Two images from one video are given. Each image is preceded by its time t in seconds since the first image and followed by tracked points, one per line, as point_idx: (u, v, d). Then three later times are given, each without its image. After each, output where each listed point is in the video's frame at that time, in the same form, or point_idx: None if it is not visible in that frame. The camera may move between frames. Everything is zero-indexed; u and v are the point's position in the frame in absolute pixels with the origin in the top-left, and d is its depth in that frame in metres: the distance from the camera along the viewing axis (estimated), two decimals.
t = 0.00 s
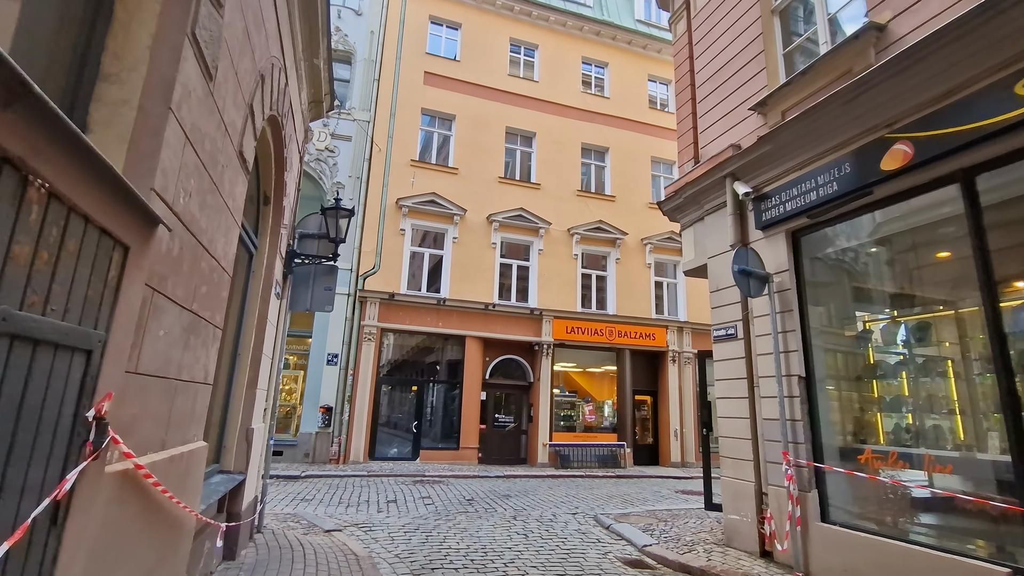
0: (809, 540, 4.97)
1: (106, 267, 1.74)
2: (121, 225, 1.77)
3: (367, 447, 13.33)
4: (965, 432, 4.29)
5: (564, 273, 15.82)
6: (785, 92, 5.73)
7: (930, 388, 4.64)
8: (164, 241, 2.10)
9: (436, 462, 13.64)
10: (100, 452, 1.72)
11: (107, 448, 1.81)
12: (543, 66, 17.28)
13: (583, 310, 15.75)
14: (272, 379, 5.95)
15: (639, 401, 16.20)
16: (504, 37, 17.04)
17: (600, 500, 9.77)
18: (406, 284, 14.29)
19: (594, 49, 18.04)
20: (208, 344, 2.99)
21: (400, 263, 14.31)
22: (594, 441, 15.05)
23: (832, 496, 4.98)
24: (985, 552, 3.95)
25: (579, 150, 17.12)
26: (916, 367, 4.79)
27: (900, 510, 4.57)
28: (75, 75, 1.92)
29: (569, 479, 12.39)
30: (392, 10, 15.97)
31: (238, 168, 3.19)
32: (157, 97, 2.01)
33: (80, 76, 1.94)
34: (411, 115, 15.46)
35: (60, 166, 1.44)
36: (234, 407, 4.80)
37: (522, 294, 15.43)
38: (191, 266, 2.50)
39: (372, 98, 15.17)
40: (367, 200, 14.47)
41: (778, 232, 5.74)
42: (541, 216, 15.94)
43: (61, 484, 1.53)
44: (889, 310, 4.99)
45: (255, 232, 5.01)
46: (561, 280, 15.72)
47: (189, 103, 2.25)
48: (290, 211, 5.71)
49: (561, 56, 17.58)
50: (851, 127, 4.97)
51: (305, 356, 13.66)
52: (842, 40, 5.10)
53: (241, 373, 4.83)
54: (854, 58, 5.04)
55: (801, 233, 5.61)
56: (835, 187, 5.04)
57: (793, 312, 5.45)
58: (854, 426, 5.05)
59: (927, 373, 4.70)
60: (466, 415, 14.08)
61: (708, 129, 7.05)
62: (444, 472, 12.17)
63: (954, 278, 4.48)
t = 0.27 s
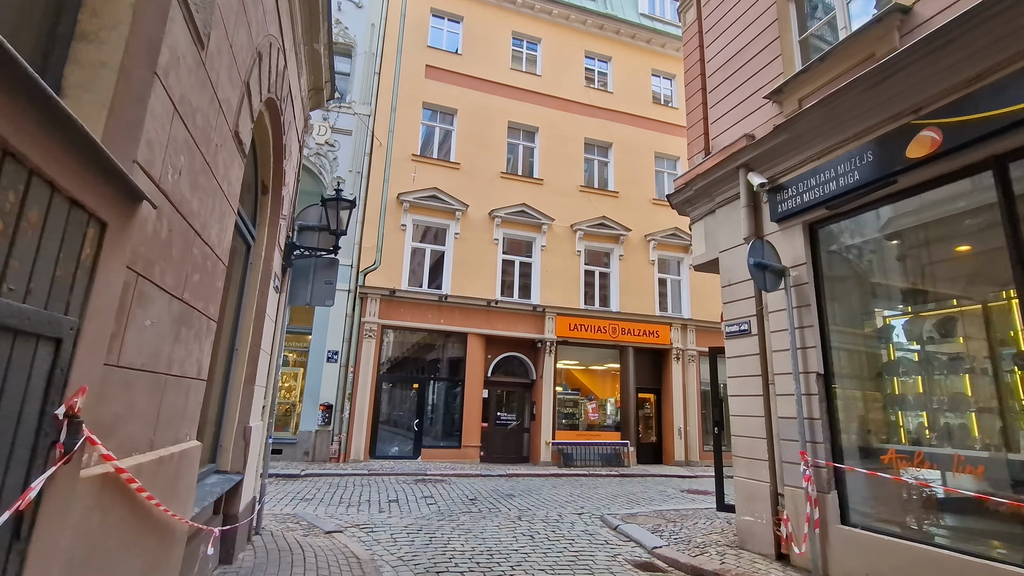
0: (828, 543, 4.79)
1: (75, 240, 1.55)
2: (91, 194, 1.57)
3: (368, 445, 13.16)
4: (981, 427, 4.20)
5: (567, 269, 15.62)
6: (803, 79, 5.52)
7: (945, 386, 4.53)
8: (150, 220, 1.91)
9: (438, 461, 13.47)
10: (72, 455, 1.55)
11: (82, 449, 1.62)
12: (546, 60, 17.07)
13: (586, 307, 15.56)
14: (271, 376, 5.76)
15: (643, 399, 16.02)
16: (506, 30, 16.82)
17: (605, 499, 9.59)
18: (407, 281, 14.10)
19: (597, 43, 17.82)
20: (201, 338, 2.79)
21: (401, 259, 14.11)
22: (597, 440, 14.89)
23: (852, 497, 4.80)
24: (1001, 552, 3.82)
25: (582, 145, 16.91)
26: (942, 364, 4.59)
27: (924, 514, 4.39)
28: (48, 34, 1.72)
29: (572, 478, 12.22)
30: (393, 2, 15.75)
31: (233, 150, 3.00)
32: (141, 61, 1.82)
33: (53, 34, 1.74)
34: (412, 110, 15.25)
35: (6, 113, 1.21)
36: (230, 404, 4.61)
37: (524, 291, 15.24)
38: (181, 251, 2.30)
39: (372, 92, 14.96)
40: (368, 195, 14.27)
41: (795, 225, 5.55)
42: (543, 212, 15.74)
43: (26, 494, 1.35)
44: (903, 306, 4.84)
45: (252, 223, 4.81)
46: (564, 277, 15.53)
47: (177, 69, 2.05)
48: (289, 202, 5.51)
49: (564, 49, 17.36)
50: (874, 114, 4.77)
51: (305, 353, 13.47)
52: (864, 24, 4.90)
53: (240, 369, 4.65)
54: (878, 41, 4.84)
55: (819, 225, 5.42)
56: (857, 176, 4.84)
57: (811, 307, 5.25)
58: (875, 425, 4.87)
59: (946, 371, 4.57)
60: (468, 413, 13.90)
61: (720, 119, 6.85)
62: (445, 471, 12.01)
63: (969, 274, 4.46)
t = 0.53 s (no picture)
0: (852, 549, 4.60)
1: (45, 217, 1.34)
2: (64, 164, 1.35)
3: (369, 445, 12.96)
4: (997, 424, 4.13)
5: (570, 267, 15.42)
6: (823, 68, 5.33)
7: (964, 385, 4.42)
8: (140, 201, 1.72)
9: (440, 461, 13.28)
10: (49, 469, 1.36)
11: (59, 461, 1.42)
12: (549, 55, 16.85)
13: (590, 305, 15.37)
14: (271, 375, 5.56)
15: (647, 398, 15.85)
16: (509, 25, 16.60)
17: (612, 501, 9.41)
18: (409, 278, 13.90)
19: (600, 38, 17.61)
20: (197, 336, 2.59)
21: (403, 257, 13.91)
22: (601, 439, 14.71)
23: (878, 501, 4.60)
24: None
25: (586, 141, 16.70)
26: (973, 365, 4.40)
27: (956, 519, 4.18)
28: None
29: (576, 478, 12.05)
30: None
31: (232, 134, 2.80)
32: (129, 21, 1.62)
33: None
34: (413, 105, 15.03)
35: None
36: (229, 405, 4.40)
37: (527, 289, 15.04)
38: (176, 240, 2.10)
39: (373, 87, 14.74)
40: (369, 192, 14.05)
41: (815, 220, 5.36)
42: (546, 208, 15.54)
43: None
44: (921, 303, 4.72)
45: (251, 216, 4.61)
46: (567, 275, 15.33)
47: (169, 37, 1.85)
48: (290, 195, 5.31)
49: (567, 45, 17.15)
50: (901, 102, 4.58)
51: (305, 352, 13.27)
52: (890, 9, 4.70)
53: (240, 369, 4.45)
54: (905, 27, 4.64)
55: (840, 219, 5.23)
56: (883, 167, 4.65)
57: (833, 304, 5.06)
58: (902, 427, 4.68)
59: (968, 371, 4.43)
60: (470, 412, 13.71)
61: (733, 111, 6.66)
62: (448, 471, 11.82)
63: (985, 270, 4.45)
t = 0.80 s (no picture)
0: (876, 556, 4.41)
1: None
2: (23, 129, 1.16)
3: (370, 445, 12.77)
4: (1016, 427, 3.97)
5: (573, 264, 15.23)
6: (844, 56, 5.13)
7: (979, 386, 4.28)
8: (119, 180, 1.52)
9: (441, 461, 13.09)
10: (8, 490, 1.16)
11: (19, 479, 1.23)
12: (551, 50, 16.63)
13: (593, 303, 15.18)
14: (270, 375, 5.36)
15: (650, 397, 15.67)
16: (511, 19, 16.38)
17: (618, 502, 9.23)
18: (410, 276, 13.70)
19: (603, 33, 17.39)
20: (189, 333, 2.39)
21: (404, 254, 13.70)
22: (604, 439, 14.53)
23: (902, 507, 4.41)
24: None
25: (589, 137, 16.49)
26: (1000, 364, 4.18)
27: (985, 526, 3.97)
28: None
29: (580, 479, 11.87)
30: None
31: (228, 116, 2.60)
32: None
33: None
34: (414, 100, 14.80)
35: None
36: (225, 406, 4.20)
37: (530, 287, 14.85)
38: (164, 227, 1.91)
39: (374, 81, 14.52)
40: (369, 188, 13.84)
41: (834, 214, 5.17)
42: (549, 205, 15.33)
43: None
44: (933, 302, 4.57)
45: (249, 209, 4.41)
46: (570, 272, 15.13)
47: None
48: (290, 187, 5.11)
49: (570, 39, 16.93)
50: (929, 91, 4.39)
51: (304, 351, 13.07)
52: None
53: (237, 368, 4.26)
54: (933, 11, 4.45)
55: (861, 214, 5.04)
56: (909, 159, 4.45)
57: (854, 302, 4.87)
58: (925, 428, 4.49)
59: (980, 369, 4.31)
60: (472, 412, 13.52)
61: (746, 103, 6.45)
62: (450, 472, 11.63)
63: (1001, 267, 4.25)
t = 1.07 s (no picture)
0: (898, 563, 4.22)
1: None
2: None
3: (367, 444, 12.55)
4: None
5: (574, 262, 15.02)
6: (863, 42, 4.93)
7: (992, 385, 4.14)
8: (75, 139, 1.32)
9: (441, 462, 12.87)
10: None
11: None
12: (553, 45, 16.43)
13: (594, 301, 14.98)
14: (263, 372, 5.14)
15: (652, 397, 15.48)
16: (512, 13, 16.16)
17: (621, 504, 9.02)
18: (409, 273, 13.48)
19: (606, 28, 17.18)
20: (170, 324, 2.18)
21: (403, 250, 13.47)
22: (605, 439, 14.33)
23: (927, 512, 4.20)
24: None
25: (590, 134, 16.29)
26: None
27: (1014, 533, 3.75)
28: None
29: (581, 480, 11.66)
30: None
31: (214, 86, 2.39)
32: None
33: None
34: (414, 94, 14.58)
35: None
36: (215, 403, 3.98)
37: (530, 285, 14.65)
38: (136, 202, 1.70)
39: (372, 75, 14.31)
40: (367, 183, 13.61)
41: (852, 206, 4.97)
42: (550, 202, 15.12)
43: None
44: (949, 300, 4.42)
45: (241, 196, 4.19)
46: (572, 270, 14.93)
47: None
48: (285, 176, 4.89)
49: (571, 34, 16.73)
50: (955, 75, 4.19)
51: (301, 349, 12.84)
52: None
53: (228, 364, 4.04)
54: None
55: (880, 205, 4.84)
56: (935, 146, 4.25)
57: (873, 296, 4.66)
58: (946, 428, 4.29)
59: (993, 368, 4.18)
60: (472, 411, 13.31)
61: (757, 93, 6.25)
62: (449, 472, 11.41)
63: (1011, 265, 4.13)
